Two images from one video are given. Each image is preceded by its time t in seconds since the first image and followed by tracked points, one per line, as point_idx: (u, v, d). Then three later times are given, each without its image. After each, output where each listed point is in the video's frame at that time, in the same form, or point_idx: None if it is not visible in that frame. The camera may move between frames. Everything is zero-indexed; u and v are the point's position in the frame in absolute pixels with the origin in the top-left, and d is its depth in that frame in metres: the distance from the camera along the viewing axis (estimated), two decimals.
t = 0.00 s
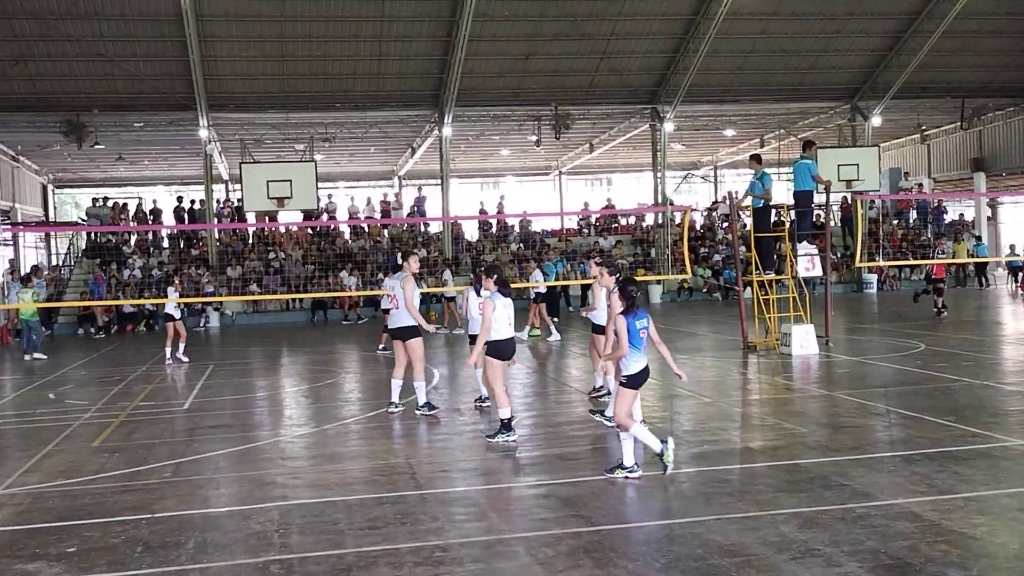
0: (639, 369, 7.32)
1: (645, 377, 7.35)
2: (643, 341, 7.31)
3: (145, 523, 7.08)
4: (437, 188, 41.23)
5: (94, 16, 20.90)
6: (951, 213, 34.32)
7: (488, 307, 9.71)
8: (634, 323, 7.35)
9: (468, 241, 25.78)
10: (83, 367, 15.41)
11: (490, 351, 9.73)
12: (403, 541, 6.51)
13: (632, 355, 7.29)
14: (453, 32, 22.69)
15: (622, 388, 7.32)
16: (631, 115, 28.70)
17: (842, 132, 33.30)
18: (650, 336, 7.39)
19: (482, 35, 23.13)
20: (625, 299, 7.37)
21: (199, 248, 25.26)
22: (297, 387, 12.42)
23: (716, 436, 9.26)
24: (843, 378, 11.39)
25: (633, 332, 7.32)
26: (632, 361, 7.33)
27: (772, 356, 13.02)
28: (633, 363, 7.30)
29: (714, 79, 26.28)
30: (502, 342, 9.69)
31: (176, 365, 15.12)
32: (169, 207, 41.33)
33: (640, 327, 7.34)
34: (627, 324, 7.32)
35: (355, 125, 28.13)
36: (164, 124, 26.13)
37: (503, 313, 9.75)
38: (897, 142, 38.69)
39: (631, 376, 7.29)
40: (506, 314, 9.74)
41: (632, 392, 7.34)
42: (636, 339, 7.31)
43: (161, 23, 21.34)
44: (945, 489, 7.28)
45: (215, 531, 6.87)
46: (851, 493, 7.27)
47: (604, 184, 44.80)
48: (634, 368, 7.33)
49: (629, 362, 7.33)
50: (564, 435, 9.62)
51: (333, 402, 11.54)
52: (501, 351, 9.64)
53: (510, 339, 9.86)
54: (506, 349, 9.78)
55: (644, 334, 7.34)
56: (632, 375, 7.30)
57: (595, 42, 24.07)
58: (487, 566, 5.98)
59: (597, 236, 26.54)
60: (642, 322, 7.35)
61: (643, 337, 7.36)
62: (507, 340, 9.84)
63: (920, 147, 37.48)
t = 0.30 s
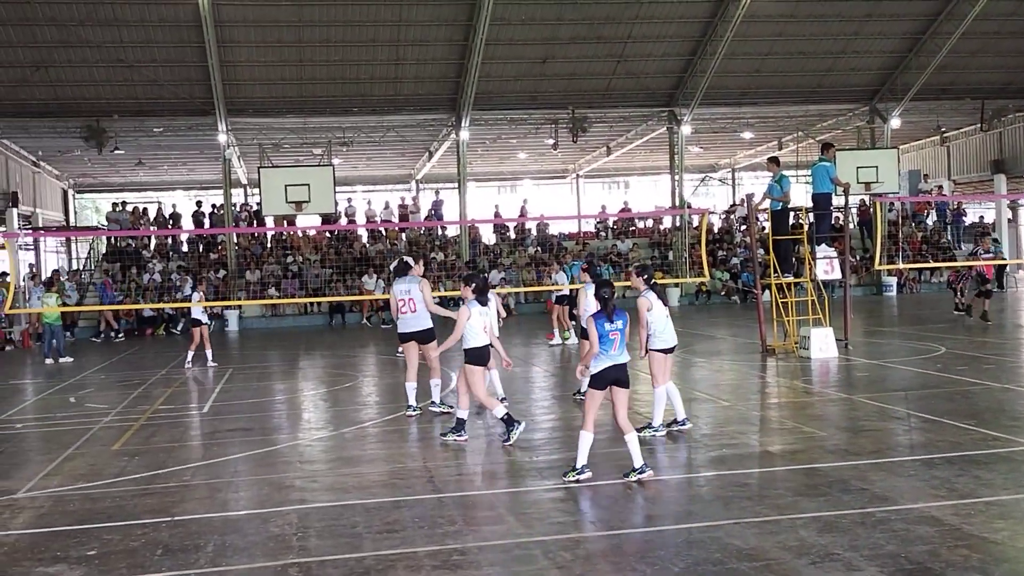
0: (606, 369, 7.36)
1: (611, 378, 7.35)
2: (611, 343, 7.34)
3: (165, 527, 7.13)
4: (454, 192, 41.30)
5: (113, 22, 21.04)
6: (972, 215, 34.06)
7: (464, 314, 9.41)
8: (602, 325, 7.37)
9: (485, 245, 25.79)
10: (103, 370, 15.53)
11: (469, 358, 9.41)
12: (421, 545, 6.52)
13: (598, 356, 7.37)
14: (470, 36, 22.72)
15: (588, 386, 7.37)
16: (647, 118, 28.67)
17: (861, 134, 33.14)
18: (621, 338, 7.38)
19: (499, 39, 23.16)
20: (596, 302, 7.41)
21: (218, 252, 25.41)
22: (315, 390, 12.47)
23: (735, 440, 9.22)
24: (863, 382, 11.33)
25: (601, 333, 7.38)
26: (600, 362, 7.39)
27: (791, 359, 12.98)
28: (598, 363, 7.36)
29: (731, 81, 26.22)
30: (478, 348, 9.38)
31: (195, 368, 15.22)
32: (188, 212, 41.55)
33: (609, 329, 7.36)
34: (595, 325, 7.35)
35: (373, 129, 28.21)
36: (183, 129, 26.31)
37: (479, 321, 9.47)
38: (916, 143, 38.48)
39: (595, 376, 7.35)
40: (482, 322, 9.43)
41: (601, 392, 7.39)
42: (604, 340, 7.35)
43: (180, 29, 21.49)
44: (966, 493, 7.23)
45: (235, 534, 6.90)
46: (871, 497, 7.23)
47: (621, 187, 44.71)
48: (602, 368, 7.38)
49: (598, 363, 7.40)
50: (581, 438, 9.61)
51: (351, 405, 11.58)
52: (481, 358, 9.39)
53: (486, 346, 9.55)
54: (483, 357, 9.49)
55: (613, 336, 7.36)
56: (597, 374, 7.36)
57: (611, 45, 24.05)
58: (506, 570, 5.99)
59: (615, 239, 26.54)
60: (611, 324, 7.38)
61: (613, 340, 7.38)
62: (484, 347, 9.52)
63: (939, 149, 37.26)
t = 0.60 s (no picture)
0: (584, 368, 7.34)
1: (592, 378, 7.33)
2: (584, 342, 7.38)
3: (177, 530, 7.14)
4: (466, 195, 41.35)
5: (126, 27, 21.12)
6: (985, 217, 33.91)
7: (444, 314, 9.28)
8: (574, 326, 7.44)
9: (496, 248, 25.81)
10: (117, 373, 15.59)
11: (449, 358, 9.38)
12: (433, 548, 6.52)
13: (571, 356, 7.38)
14: (481, 39, 22.74)
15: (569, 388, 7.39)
16: (659, 120, 28.66)
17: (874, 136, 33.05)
18: (591, 337, 7.43)
19: (511, 42, 23.19)
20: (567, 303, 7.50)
21: (230, 255, 25.51)
22: (328, 393, 12.50)
23: (748, 443, 9.19)
24: (876, 384, 11.29)
25: (573, 334, 7.44)
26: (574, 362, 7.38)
27: (803, 362, 12.94)
28: (576, 363, 7.36)
29: (742, 84, 26.19)
30: (459, 350, 9.38)
31: (208, 371, 15.27)
32: (200, 215, 41.67)
33: (580, 329, 7.43)
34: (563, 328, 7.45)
35: (385, 132, 28.26)
36: (195, 133, 26.40)
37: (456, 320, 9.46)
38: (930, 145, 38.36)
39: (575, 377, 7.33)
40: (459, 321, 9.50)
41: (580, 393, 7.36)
42: (576, 341, 7.41)
43: (192, 33, 21.59)
44: (980, 497, 7.18)
45: (247, 537, 6.91)
46: (884, 501, 7.20)
47: (633, 190, 44.68)
48: (579, 368, 7.37)
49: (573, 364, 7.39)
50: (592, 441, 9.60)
51: (362, 408, 11.60)
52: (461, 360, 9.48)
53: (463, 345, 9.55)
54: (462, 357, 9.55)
55: (585, 336, 7.42)
56: (576, 375, 7.34)
57: (622, 48, 24.07)
58: (518, 573, 5.98)
59: (626, 241, 26.55)
60: (581, 325, 7.46)
61: (586, 340, 7.42)
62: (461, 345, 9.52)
63: (953, 151, 37.14)
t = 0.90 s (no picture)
0: (562, 372, 7.40)
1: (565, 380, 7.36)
2: (564, 345, 7.39)
3: (185, 532, 7.15)
4: (472, 198, 41.39)
5: (134, 30, 21.18)
6: (992, 218, 33.82)
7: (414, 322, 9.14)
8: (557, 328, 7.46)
9: (503, 250, 25.82)
10: (125, 376, 15.63)
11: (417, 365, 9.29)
12: (440, 550, 6.51)
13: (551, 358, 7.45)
14: (487, 41, 22.77)
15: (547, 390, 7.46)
16: (666, 122, 28.65)
17: (881, 137, 32.99)
18: (573, 339, 7.40)
19: (516, 44, 23.22)
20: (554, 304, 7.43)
21: (238, 257, 25.56)
22: (335, 395, 12.52)
23: (756, 445, 9.17)
24: (884, 386, 11.27)
25: (555, 337, 7.47)
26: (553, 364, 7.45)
27: (811, 363, 12.93)
28: (555, 366, 7.42)
29: (748, 85, 26.16)
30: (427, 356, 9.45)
31: (215, 374, 15.30)
32: (207, 218, 41.77)
33: (562, 332, 7.43)
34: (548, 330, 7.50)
35: (391, 135, 28.31)
36: (203, 136, 26.46)
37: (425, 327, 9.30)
38: (937, 146, 38.32)
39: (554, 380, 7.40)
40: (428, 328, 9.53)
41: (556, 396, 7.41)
42: (557, 343, 7.44)
43: (200, 37, 21.66)
44: (989, 498, 7.16)
45: (254, 539, 6.92)
46: (892, 503, 7.17)
47: (639, 192, 44.65)
48: (558, 371, 7.42)
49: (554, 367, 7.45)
50: (599, 443, 9.60)
51: (369, 410, 11.61)
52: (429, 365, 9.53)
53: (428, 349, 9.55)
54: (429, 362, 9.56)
55: (566, 338, 7.42)
56: (554, 378, 7.41)
57: (629, 50, 24.08)
58: None
59: (633, 243, 26.56)
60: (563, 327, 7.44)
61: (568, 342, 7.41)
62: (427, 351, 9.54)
63: (960, 152, 37.09)
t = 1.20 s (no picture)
0: (534, 378, 7.40)
1: (540, 386, 7.37)
2: (535, 351, 7.39)
3: (189, 534, 7.17)
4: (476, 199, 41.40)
5: (137, 32, 21.20)
6: (996, 218, 33.78)
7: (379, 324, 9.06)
8: (527, 334, 7.42)
9: (507, 251, 25.82)
10: (129, 378, 15.65)
11: (382, 368, 9.15)
12: (445, 552, 6.51)
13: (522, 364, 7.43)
14: (490, 42, 22.78)
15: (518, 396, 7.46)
16: (669, 123, 28.64)
17: (885, 138, 32.95)
18: (544, 347, 7.41)
19: (520, 45, 23.23)
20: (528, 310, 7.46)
21: (242, 259, 25.59)
22: (338, 397, 12.52)
23: (760, 446, 9.16)
24: (888, 386, 11.25)
25: (525, 342, 7.43)
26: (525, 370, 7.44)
27: (816, 364, 12.91)
28: (526, 372, 7.42)
29: (751, 85, 26.15)
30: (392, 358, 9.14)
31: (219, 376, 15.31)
32: (211, 220, 41.79)
33: (532, 339, 7.41)
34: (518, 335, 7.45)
35: (395, 136, 28.33)
36: (206, 138, 26.49)
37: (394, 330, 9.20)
38: (941, 146, 38.30)
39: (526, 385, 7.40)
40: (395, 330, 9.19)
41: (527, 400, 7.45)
42: (527, 349, 7.43)
43: (204, 39, 21.71)
44: (994, 499, 7.15)
45: (258, 541, 6.93)
46: (896, 503, 7.16)
47: (643, 193, 44.61)
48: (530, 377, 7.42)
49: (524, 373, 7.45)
50: (603, 444, 9.59)
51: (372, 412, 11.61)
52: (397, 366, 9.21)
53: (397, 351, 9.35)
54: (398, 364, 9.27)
55: (537, 345, 7.41)
56: (525, 384, 7.40)
57: (632, 50, 24.09)
58: None
59: (637, 245, 26.57)
60: (535, 333, 7.42)
61: (538, 349, 7.43)
62: (397, 353, 9.33)
63: (963, 152, 37.06)
